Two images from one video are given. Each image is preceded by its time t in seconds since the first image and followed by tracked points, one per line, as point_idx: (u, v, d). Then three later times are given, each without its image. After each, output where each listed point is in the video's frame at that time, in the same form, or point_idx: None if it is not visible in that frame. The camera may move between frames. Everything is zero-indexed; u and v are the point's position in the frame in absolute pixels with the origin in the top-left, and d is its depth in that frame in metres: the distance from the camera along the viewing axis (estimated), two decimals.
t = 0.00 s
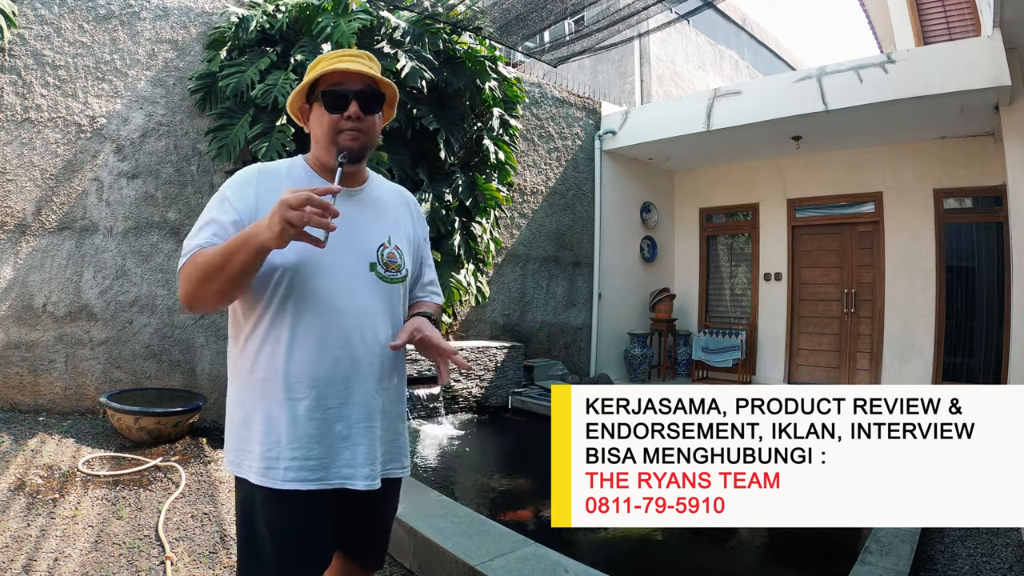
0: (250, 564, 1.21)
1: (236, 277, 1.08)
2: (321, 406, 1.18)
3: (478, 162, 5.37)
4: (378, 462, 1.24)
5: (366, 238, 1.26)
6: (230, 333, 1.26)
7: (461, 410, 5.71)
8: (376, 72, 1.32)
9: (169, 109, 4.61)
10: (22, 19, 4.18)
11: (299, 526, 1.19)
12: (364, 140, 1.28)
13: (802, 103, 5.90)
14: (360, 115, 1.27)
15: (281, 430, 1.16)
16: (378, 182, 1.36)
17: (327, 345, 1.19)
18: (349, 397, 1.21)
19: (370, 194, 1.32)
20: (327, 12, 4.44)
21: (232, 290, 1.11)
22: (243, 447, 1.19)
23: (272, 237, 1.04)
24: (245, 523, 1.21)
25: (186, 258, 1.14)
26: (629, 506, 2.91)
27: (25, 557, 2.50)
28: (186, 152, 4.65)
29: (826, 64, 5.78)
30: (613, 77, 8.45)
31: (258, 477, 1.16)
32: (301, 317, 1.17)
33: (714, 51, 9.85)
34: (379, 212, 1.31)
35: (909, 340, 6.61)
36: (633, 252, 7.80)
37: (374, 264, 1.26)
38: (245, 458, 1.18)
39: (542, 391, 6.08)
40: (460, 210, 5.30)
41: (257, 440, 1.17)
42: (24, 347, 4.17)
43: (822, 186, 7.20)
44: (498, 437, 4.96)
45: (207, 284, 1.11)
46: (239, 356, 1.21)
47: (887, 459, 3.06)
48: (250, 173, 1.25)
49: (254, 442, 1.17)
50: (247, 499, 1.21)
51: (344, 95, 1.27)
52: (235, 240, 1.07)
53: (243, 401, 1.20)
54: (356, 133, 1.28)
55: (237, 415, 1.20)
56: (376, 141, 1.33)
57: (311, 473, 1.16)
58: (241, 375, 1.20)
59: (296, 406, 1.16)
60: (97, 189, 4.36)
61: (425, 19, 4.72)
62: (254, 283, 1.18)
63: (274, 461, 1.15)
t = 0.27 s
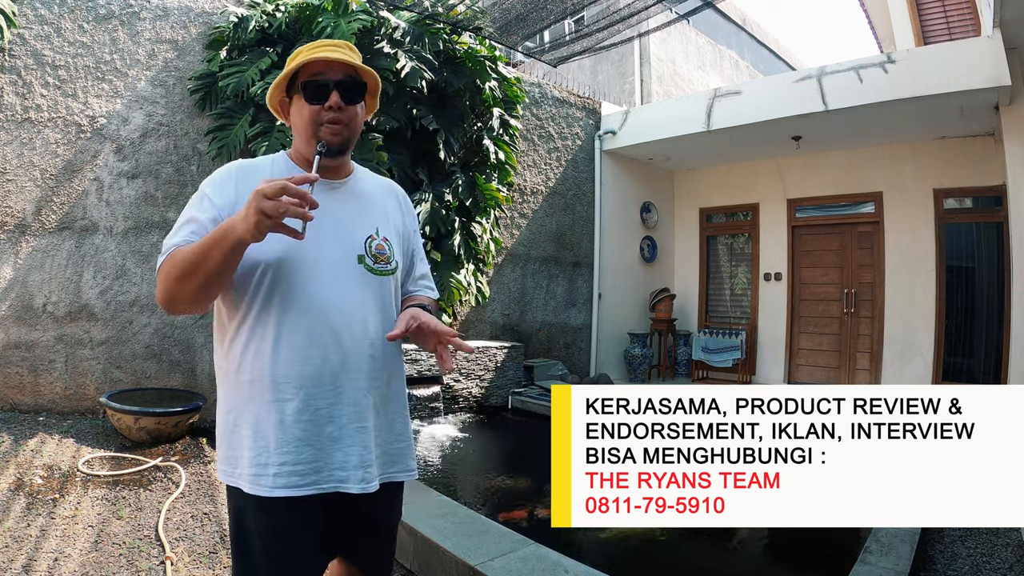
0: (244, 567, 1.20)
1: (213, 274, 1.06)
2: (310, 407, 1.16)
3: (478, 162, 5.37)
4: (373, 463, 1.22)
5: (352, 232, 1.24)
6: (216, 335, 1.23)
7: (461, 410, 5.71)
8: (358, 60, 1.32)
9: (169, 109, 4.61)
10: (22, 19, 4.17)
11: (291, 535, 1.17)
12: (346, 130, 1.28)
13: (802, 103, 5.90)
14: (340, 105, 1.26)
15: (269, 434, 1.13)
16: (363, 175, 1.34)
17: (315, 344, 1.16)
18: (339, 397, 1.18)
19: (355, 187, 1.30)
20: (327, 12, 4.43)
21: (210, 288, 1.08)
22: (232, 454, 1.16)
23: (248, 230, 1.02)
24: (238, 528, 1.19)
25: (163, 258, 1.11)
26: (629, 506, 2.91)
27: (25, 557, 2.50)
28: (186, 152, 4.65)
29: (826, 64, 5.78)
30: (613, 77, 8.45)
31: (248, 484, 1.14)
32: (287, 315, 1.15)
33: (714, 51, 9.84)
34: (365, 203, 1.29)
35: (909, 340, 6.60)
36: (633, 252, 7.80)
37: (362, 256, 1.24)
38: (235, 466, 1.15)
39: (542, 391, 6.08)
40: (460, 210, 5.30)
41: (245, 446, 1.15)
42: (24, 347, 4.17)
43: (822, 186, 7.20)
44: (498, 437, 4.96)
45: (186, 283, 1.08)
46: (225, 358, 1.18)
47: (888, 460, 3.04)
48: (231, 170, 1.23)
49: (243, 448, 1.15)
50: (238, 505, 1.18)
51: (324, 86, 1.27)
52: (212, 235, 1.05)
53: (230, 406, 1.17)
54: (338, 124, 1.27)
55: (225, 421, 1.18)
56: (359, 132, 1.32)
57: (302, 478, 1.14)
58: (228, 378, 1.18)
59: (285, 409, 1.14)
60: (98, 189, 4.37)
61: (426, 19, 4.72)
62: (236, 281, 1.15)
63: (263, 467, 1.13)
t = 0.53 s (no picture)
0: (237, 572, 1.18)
1: (196, 274, 1.06)
2: (299, 412, 1.15)
3: (478, 162, 5.38)
4: (364, 468, 1.22)
5: (340, 233, 1.23)
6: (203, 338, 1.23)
7: (461, 410, 5.71)
8: (344, 52, 1.33)
9: (169, 109, 4.61)
10: (22, 18, 4.17)
11: (285, 540, 1.16)
12: (334, 122, 1.28)
13: (802, 103, 5.89)
14: (328, 97, 1.27)
15: (258, 440, 1.13)
16: (352, 172, 1.34)
17: (303, 348, 1.16)
18: (329, 402, 1.18)
19: (343, 182, 1.29)
20: (327, 12, 4.43)
21: (193, 288, 1.08)
22: (220, 461, 1.16)
23: (230, 229, 1.02)
24: (229, 534, 1.18)
25: (147, 258, 1.11)
26: (629, 506, 2.90)
27: (25, 557, 2.50)
28: (186, 152, 4.65)
29: (826, 64, 5.78)
30: (613, 77, 8.45)
31: (238, 492, 1.14)
32: (274, 319, 1.15)
33: (714, 51, 9.84)
34: (353, 203, 1.28)
35: (910, 340, 6.60)
36: (633, 252, 7.80)
37: (351, 256, 1.23)
38: (224, 472, 1.15)
39: (542, 391, 6.08)
40: (460, 210, 5.30)
41: (234, 452, 1.15)
42: (24, 347, 4.17)
43: (822, 186, 7.20)
44: (498, 437, 4.96)
45: (169, 284, 1.08)
46: (213, 362, 1.18)
47: (888, 460, 3.05)
48: (216, 169, 1.23)
49: (232, 455, 1.15)
50: (229, 511, 1.17)
51: (311, 78, 1.27)
52: (194, 235, 1.05)
53: (218, 411, 1.17)
54: (326, 115, 1.27)
55: (214, 426, 1.17)
56: (347, 125, 1.32)
57: (292, 485, 1.14)
58: (216, 382, 1.17)
59: (273, 414, 1.14)
60: (98, 189, 4.37)
61: (426, 19, 4.72)
62: (221, 283, 1.15)
63: (252, 474, 1.13)
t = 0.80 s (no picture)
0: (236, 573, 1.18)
1: (198, 252, 1.05)
2: (297, 408, 1.15)
3: (478, 162, 5.38)
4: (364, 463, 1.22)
5: (338, 228, 1.23)
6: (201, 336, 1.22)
7: (461, 410, 5.71)
8: (344, 53, 1.34)
9: (169, 109, 4.61)
10: (22, 18, 4.17)
11: (283, 540, 1.17)
12: (335, 123, 1.29)
13: (802, 103, 5.89)
14: (329, 97, 1.28)
15: (256, 438, 1.13)
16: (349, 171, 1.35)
17: (301, 343, 1.16)
18: (328, 397, 1.18)
19: (341, 181, 1.30)
20: (327, 11, 4.42)
21: (192, 269, 1.06)
22: (218, 459, 1.16)
23: (241, 197, 1.03)
24: (228, 535, 1.18)
25: (144, 247, 1.10)
26: (629, 506, 2.90)
27: (25, 557, 2.50)
28: (186, 152, 4.65)
29: (826, 64, 5.78)
30: (613, 77, 8.45)
31: (237, 491, 1.13)
32: (273, 315, 1.15)
33: (714, 51, 9.84)
34: (350, 199, 1.28)
35: (910, 340, 6.60)
36: (633, 252, 7.80)
37: (349, 251, 1.23)
38: (221, 471, 1.15)
39: (542, 391, 6.08)
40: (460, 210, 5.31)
41: (232, 451, 1.14)
42: (24, 347, 4.17)
43: (822, 186, 7.20)
44: (498, 437, 4.96)
45: (165, 269, 1.07)
46: (211, 360, 1.17)
47: (888, 460, 3.06)
48: (213, 166, 1.22)
49: (229, 453, 1.14)
50: (227, 510, 1.17)
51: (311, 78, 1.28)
52: (197, 213, 1.04)
53: (216, 409, 1.16)
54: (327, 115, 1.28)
55: (211, 425, 1.17)
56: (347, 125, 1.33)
57: (291, 481, 1.14)
58: (213, 380, 1.17)
59: (272, 410, 1.14)
60: (98, 189, 4.37)
61: (426, 19, 4.68)
62: (220, 276, 1.15)
63: (250, 472, 1.12)
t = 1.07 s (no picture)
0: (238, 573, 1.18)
1: (207, 262, 1.05)
2: (301, 413, 1.15)
3: (478, 162, 5.38)
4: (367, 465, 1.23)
5: (339, 233, 1.23)
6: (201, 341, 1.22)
7: (461, 410, 5.71)
8: (338, 56, 1.33)
9: (169, 109, 4.61)
10: (22, 19, 4.17)
11: (285, 541, 1.17)
12: (330, 128, 1.29)
13: (802, 103, 5.89)
14: (322, 104, 1.27)
15: (260, 443, 1.13)
16: (348, 172, 1.35)
17: (305, 349, 1.16)
18: (331, 401, 1.18)
19: (341, 185, 1.30)
20: (326, 11, 4.42)
21: (200, 279, 1.06)
22: (221, 463, 1.16)
23: (242, 208, 1.01)
24: (230, 535, 1.18)
25: (149, 256, 1.10)
26: (629, 506, 2.90)
27: (25, 557, 2.50)
28: (186, 152, 4.65)
29: (826, 64, 5.78)
30: (613, 77, 8.45)
31: (242, 494, 1.13)
32: (275, 320, 1.15)
33: (714, 51, 9.84)
34: (350, 203, 1.28)
35: (910, 340, 6.60)
36: (633, 252, 7.80)
37: (349, 257, 1.23)
38: (225, 475, 1.15)
39: (542, 391, 6.08)
40: (460, 210, 5.31)
41: (236, 455, 1.14)
42: (24, 347, 4.17)
43: (822, 186, 7.20)
44: (498, 437, 4.96)
45: (173, 279, 1.07)
46: (213, 365, 1.17)
47: (888, 460, 3.06)
48: (213, 170, 1.22)
49: (233, 457, 1.14)
50: (229, 510, 1.17)
51: (304, 85, 1.28)
52: (202, 223, 1.04)
53: (219, 414, 1.16)
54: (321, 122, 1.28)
55: (214, 430, 1.17)
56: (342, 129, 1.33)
57: (297, 484, 1.14)
58: (216, 385, 1.17)
59: (276, 415, 1.14)
60: (98, 189, 4.37)
61: (426, 18, 4.69)
62: (222, 283, 1.14)
63: (256, 475, 1.13)
